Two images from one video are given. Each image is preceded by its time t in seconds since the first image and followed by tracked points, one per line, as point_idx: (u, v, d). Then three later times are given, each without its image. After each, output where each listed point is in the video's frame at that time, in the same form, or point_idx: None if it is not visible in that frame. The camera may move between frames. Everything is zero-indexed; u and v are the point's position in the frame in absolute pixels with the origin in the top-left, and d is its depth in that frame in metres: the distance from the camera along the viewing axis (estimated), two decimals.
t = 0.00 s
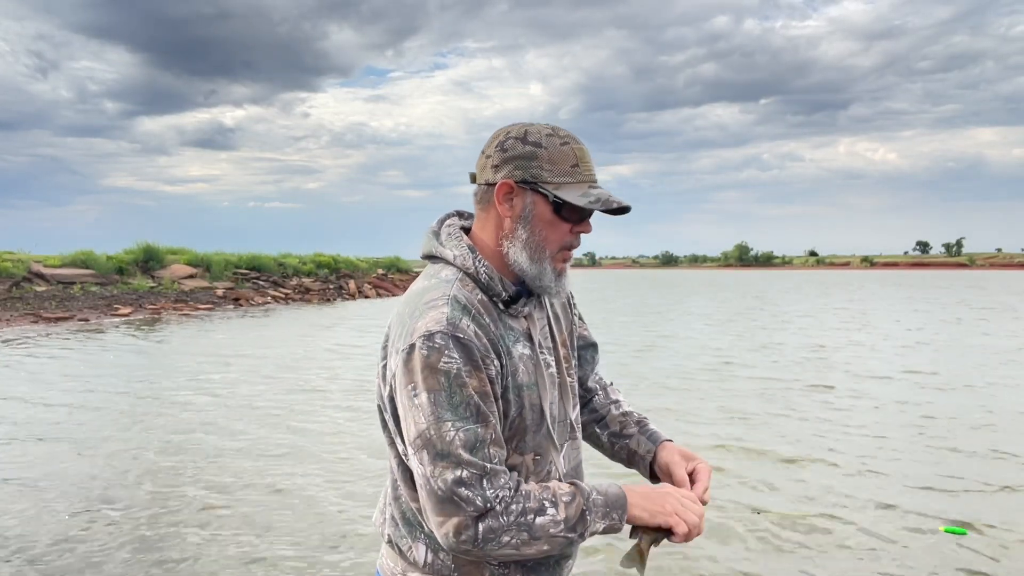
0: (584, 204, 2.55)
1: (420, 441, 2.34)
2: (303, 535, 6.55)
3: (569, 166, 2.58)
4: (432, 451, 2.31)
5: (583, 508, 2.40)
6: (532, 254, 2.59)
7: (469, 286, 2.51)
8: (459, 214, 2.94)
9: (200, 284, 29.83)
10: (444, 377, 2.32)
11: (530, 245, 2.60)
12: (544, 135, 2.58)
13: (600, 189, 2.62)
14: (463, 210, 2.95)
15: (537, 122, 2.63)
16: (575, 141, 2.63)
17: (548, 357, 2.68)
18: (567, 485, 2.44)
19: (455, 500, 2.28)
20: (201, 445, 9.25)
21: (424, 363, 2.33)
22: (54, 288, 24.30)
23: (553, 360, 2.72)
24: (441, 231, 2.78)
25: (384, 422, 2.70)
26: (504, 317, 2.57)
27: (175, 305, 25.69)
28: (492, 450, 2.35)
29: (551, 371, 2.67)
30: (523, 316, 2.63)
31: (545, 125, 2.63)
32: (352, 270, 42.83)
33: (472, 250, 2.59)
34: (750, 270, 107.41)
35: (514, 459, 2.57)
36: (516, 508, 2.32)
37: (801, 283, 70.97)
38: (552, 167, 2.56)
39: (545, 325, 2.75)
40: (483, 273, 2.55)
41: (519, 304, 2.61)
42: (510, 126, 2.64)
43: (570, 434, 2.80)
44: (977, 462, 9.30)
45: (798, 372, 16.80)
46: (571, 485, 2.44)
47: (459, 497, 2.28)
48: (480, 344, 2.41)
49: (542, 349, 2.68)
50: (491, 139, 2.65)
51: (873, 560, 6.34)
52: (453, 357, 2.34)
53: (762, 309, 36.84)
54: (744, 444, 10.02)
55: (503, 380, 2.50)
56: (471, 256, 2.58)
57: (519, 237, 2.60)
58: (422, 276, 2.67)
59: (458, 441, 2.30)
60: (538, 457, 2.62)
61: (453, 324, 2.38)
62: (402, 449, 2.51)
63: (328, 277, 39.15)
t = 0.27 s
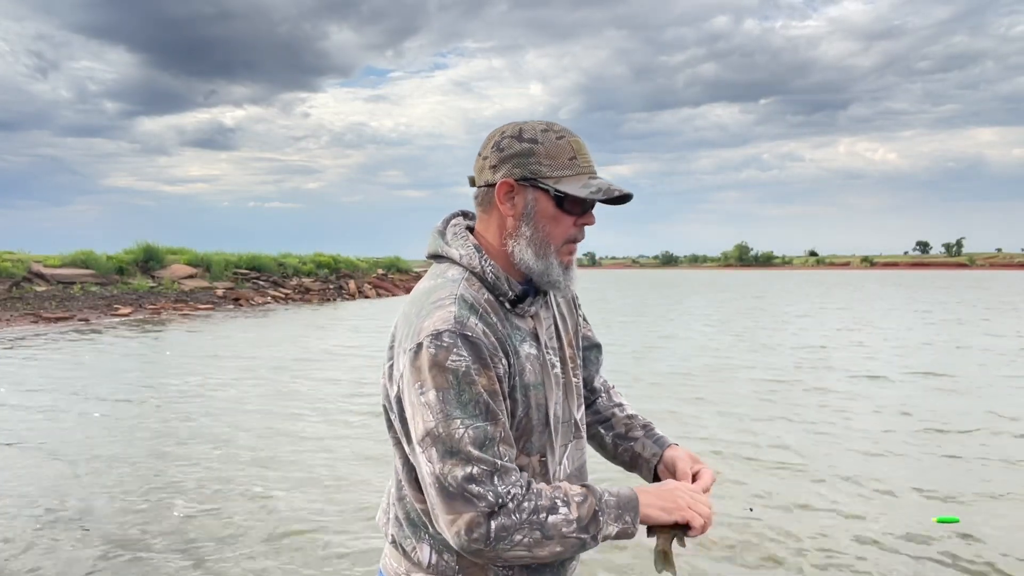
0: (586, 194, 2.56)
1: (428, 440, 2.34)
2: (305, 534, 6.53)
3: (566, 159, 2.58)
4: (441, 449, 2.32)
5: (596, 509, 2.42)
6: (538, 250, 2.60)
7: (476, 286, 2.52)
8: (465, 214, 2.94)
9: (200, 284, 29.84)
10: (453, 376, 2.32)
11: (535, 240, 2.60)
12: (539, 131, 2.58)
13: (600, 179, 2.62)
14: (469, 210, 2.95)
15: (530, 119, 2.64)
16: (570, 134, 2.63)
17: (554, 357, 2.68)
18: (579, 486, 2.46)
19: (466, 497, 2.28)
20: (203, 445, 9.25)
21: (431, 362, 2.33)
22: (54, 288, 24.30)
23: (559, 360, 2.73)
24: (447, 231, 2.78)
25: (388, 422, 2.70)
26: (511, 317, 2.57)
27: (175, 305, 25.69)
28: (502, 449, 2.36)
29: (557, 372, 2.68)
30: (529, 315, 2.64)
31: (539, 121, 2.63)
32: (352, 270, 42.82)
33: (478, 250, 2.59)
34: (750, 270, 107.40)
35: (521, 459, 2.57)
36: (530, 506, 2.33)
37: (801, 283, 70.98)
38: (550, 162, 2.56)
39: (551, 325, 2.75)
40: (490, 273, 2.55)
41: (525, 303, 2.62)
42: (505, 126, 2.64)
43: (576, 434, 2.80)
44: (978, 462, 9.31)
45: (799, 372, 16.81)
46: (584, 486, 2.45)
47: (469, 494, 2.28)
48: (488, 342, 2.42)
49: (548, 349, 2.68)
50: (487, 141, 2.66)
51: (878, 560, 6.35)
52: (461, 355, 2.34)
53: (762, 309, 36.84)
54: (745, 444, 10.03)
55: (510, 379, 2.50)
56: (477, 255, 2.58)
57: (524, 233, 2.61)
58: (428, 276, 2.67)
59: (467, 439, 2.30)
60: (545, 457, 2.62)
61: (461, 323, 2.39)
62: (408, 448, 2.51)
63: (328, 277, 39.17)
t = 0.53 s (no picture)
0: (591, 190, 2.57)
1: (433, 438, 2.34)
2: (308, 536, 6.52)
3: (570, 156, 2.59)
4: (447, 448, 2.32)
5: (606, 518, 2.40)
6: (543, 246, 2.60)
7: (482, 285, 2.52)
8: (469, 214, 2.93)
9: (200, 284, 29.84)
10: (459, 374, 2.33)
11: (541, 237, 2.60)
12: (542, 129, 2.59)
13: (603, 175, 2.64)
14: (473, 210, 2.95)
15: (531, 118, 2.65)
16: (572, 132, 2.64)
17: (559, 356, 2.68)
18: (591, 490, 2.44)
19: (470, 497, 2.28)
20: (204, 445, 9.25)
21: (437, 362, 2.34)
22: (54, 288, 24.30)
23: (564, 359, 2.73)
24: (452, 230, 2.78)
25: (392, 421, 2.70)
26: (516, 316, 2.58)
27: (175, 305, 25.70)
28: (508, 448, 2.36)
29: (562, 371, 2.68)
30: (534, 315, 2.64)
31: (541, 119, 2.64)
32: (352, 270, 42.83)
33: (484, 249, 2.59)
34: (750, 270, 107.39)
35: (526, 459, 2.57)
36: (536, 509, 2.32)
37: (801, 283, 71.00)
38: (553, 160, 2.57)
39: (555, 324, 2.75)
40: (495, 272, 2.56)
41: (530, 302, 2.62)
42: (507, 125, 2.65)
43: (580, 434, 2.81)
44: (980, 462, 9.32)
45: (799, 372, 16.83)
46: (596, 491, 2.44)
47: (475, 492, 2.29)
48: (494, 341, 2.42)
49: (553, 348, 2.68)
50: (489, 141, 2.67)
51: (881, 563, 6.35)
52: (468, 354, 2.35)
53: (762, 309, 36.84)
54: (747, 445, 10.03)
55: (516, 377, 2.50)
56: (483, 254, 2.58)
57: (529, 231, 2.61)
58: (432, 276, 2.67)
59: (473, 437, 2.30)
60: (549, 457, 2.62)
61: (467, 322, 2.39)
62: (412, 447, 2.51)
63: (328, 277, 39.18)
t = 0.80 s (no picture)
0: (598, 199, 2.57)
1: (435, 439, 2.35)
2: (309, 536, 6.51)
3: (579, 161, 2.60)
4: (447, 451, 2.33)
5: (600, 531, 2.40)
6: (544, 250, 2.61)
7: (485, 284, 2.52)
8: (470, 214, 2.94)
9: (200, 284, 29.85)
10: (461, 375, 2.33)
11: (543, 241, 2.61)
12: (554, 132, 2.59)
13: (610, 183, 2.64)
14: (475, 210, 2.95)
15: (544, 120, 2.64)
16: (583, 137, 2.65)
17: (561, 357, 2.68)
18: (589, 499, 2.42)
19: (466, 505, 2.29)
20: (204, 445, 9.24)
21: (441, 362, 2.34)
22: (54, 288, 24.31)
23: (565, 360, 2.72)
24: (454, 229, 2.78)
25: (396, 417, 2.71)
26: (519, 315, 2.57)
27: (176, 305, 25.70)
28: (508, 453, 2.36)
29: (563, 370, 2.67)
30: (536, 315, 2.64)
31: (553, 123, 2.64)
32: (352, 270, 42.84)
33: (487, 248, 2.59)
34: (750, 270, 107.37)
35: (527, 459, 2.57)
36: (529, 522, 2.32)
37: (801, 283, 70.96)
38: (563, 164, 2.58)
39: (557, 324, 2.75)
40: (498, 271, 2.56)
41: (534, 302, 2.61)
42: (519, 125, 2.64)
43: (581, 434, 2.81)
44: (981, 462, 9.31)
45: (800, 372, 16.83)
46: (594, 500, 2.42)
47: (473, 499, 2.29)
48: (497, 342, 2.42)
49: (554, 347, 2.68)
50: (499, 139, 2.66)
51: (882, 563, 6.35)
52: (471, 355, 2.35)
53: (762, 309, 36.82)
54: (747, 445, 10.02)
55: (518, 378, 2.50)
56: (486, 254, 2.58)
57: (532, 234, 2.61)
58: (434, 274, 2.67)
59: (473, 441, 2.31)
60: (551, 457, 2.62)
61: (471, 322, 2.39)
62: (414, 447, 2.52)
63: (328, 277, 39.18)
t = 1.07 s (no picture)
0: (601, 231, 2.56)
1: (431, 437, 2.36)
2: (307, 537, 6.49)
3: (597, 188, 2.60)
4: (443, 449, 2.34)
5: (589, 524, 2.41)
6: (541, 263, 2.60)
7: (483, 284, 2.52)
8: (470, 215, 2.94)
9: (201, 284, 29.85)
10: (458, 374, 2.33)
11: (542, 254, 2.61)
12: (581, 151, 2.59)
13: (620, 218, 2.65)
14: (475, 212, 2.94)
15: (576, 136, 2.64)
16: (607, 165, 2.66)
17: (557, 357, 2.68)
18: (579, 494, 2.42)
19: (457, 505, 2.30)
20: (204, 445, 9.25)
21: (439, 360, 2.35)
22: (54, 288, 24.31)
23: (562, 361, 2.72)
24: (453, 230, 2.78)
25: (395, 417, 2.71)
26: (516, 315, 2.57)
27: (176, 305, 25.71)
28: (499, 453, 2.35)
29: (559, 370, 2.67)
30: (533, 315, 2.63)
31: (584, 141, 2.64)
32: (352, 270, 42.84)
33: (487, 248, 2.59)
34: (750, 270, 107.33)
35: (522, 458, 2.56)
36: (519, 519, 2.33)
37: (801, 283, 70.94)
38: (581, 186, 2.58)
39: (554, 326, 2.75)
40: (497, 271, 2.55)
41: (531, 303, 2.61)
42: (551, 132, 2.64)
43: (578, 434, 2.80)
44: (980, 462, 9.32)
45: (800, 372, 16.83)
46: (583, 494, 2.43)
47: (464, 499, 2.30)
48: (494, 341, 2.42)
49: (551, 348, 2.69)
50: (527, 140, 2.65)
51: (883, 563, 6.35)
52: (468, 354, 2.35)
53: (763, 309, 36.82)
54: (747, 445, 10.01)
55: (514, 377, 2.49)
56: (486, 254, 2.57)
57: (533, 244, 2.60)
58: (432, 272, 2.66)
59: (466, 441, 2.31)
60: (548, 456, 2.60)
61: (469, 321, 2.39)
62: (411, 445, 2.52)
63: (328, 277, 39.18)
